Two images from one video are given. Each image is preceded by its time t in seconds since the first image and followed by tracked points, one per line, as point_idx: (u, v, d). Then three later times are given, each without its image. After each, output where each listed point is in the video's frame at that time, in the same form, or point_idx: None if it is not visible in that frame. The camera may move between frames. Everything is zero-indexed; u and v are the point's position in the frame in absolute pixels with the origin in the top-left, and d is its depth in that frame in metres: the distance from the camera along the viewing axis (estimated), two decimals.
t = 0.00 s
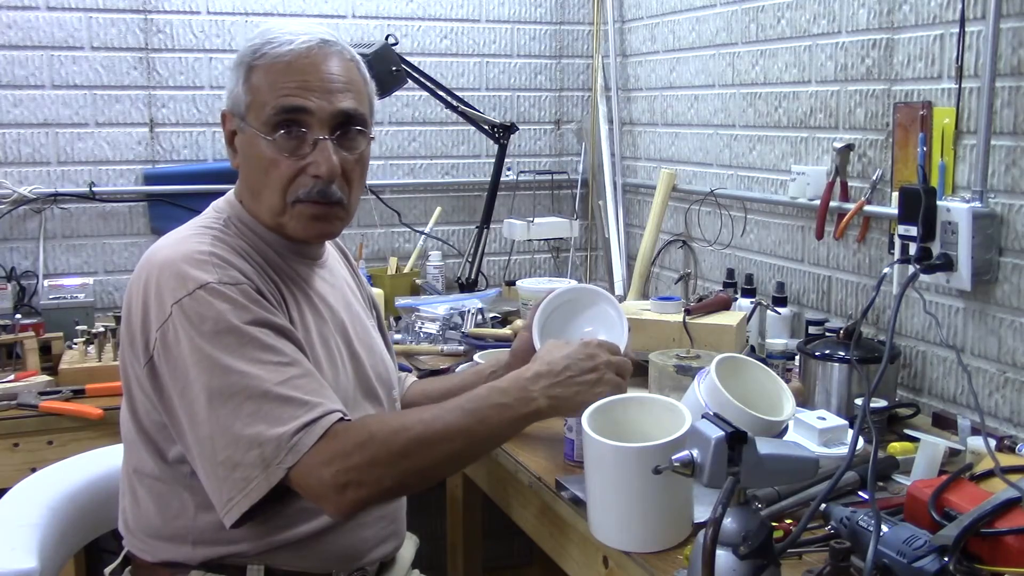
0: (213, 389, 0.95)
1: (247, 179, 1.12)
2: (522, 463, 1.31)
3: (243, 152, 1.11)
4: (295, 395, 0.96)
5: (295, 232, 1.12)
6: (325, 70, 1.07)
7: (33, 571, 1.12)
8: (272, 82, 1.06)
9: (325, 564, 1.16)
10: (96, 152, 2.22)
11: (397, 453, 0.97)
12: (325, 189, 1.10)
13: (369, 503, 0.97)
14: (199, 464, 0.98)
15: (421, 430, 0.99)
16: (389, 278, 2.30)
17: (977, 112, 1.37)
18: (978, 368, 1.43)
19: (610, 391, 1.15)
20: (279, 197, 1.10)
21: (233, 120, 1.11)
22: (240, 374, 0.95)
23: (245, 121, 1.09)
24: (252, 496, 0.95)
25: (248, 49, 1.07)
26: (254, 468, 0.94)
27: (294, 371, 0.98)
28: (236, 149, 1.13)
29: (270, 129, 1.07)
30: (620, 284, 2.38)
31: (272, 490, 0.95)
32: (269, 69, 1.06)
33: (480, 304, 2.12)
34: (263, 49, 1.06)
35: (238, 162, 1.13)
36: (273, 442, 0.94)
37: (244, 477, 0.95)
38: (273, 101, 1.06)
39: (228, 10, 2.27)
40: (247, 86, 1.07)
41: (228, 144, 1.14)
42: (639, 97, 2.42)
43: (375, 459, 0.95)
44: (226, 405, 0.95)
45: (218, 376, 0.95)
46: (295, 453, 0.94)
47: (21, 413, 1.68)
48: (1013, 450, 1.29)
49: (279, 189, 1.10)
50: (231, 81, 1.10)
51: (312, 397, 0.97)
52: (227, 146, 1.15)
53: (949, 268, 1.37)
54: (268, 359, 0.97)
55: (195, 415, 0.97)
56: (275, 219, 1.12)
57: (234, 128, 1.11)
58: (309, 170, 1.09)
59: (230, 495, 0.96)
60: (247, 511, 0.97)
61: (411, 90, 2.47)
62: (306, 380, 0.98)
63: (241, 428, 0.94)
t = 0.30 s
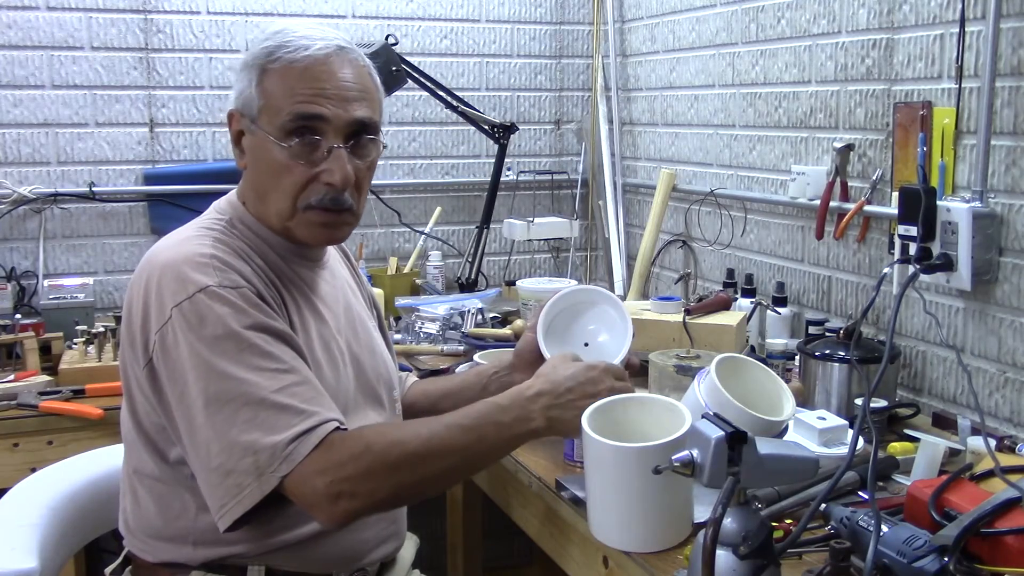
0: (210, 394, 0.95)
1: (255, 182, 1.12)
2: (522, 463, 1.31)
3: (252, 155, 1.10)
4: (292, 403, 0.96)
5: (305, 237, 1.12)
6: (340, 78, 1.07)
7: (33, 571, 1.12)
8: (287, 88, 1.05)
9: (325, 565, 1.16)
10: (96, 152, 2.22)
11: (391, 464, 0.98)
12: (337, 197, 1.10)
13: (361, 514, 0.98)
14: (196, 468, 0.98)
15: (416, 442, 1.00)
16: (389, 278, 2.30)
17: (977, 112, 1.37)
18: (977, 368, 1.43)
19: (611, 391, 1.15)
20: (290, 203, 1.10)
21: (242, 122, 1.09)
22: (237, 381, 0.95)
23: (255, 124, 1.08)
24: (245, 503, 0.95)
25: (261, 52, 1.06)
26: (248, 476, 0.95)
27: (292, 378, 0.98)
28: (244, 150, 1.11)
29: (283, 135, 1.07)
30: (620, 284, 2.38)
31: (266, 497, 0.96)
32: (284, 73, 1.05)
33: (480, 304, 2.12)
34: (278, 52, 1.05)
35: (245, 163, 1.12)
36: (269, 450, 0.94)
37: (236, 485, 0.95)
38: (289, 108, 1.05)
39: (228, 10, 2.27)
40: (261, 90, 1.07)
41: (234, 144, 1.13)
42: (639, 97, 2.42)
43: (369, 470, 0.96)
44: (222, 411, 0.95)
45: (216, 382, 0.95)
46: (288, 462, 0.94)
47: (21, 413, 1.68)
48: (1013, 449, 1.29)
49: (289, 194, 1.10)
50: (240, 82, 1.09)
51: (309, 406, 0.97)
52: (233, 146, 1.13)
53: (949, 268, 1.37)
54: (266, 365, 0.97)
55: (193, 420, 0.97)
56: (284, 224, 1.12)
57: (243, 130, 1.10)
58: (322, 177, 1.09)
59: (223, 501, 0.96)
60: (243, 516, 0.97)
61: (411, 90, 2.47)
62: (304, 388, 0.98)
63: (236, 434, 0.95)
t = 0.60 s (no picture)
0: (206, 397, 0.95)
1: (301, 197, 1.08)
2: (522, 463, 1.32)
3: (301, 173, 1.06)
4: (289, 406, 0.96)
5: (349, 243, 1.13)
6: (393, 95, 1.09)
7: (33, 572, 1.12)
8: (353, 109, 1.04)
9: (325, 565, 1.16)
10: (96, 152, 2.22)
11: (388, 466, 0.98)
12: (389, 209, 1.12)
13: (359, 517, 0.98)
14: (193, 470, 0.98)
15: (412, 444, 1.00)
16: (389, 278, 2.30)
17: (977, 112, 1.37)
18: (978, 368, 1.43)
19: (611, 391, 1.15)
20: (347, 217, 1.09)
21: (286, 136, 1.04)
22: (233, 383, 0.95)
23: (313, 142, 1.04)
24: (242, 505, 0.95)
25: (318, 70, 1.03)
26: (245, 478, 0.95)
27: (288, 380, 0.98)
28: (283, 166, 1.07)
29: (351, 155, 1.05)
30: (620, 284, 2.38)
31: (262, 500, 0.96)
32: (348, 94, 1.03)
33: (480, 304, 2.12)
34: (340, 71, 1.03)
35: (283, 177, 1.07)
36: (265, 452, 0.94)
37: (233, 487, 0.95)
38: (356, 129, 1.05)
39: (228, 10, 2.27)
40: (325, 110, 1.03)
41: (262, 156, 1.07)
42: (638, 97, 2.42)
43: (366, 472, 0.96)
44: (219, 414, 0.95)
45: (211, 384, 0.95)
46: (285, 464, 0.94)
47: (21, 413, 1.67)
48: (1013, 449, 1.29)
49: (344, 212, 1.09)
50: (281, 95, 1.03)
51: (306, 408, 0.97)
52: (260, 159, 1.07)
53: (949, 268, 1.37)
54: (262, 368, 0.97)
55: (190, 423, 0.97)
56: (335, 235, 1.11)
57: (287, 146, 1.05)
58: (382, 193, 1.10)
59: (219, 503, 0.96)
60: (241, 518, 0.97)
61: (411, 90, 2.47)
62: (299, 390, 0.98)
63: (233, 437, 0.95)
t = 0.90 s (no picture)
0: (208, 398, 0.95)
1: (320, 198, 1.09)
2: (522, 463, 1.32)
3: (320, 173, 1.07)
4: (290, 407, 0.96)
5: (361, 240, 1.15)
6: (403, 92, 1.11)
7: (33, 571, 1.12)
8: (372, 109, 1.06)
9: (325, 565, 1.16)
10: (96, 152, 2.22)
11: (389, 468, 0.99)
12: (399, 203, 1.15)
13: (360, 517, 0.99)
14: (194, 471, 0.98)
15: (412, 446, 1.01)
16: (389, 278, 2.30)
17: (977, 112, 1.37)
18: (978, 368, 1.43)
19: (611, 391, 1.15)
20: (364, 214, 1.11)
21: (307, 139, 1.04)
22: (236, 384, 0.95)
23: (335, 143, 1.05)
24: (243, 506, 0.96)
25: (338, 72, 1.03)
26: (246, 479, 0.95)
27: (290, 381, 0.98)
28: (301, 167, 1.07)
29: (371, 154, 1.07)
30: (620, 284, 2.38)
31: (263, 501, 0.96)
32: (367, 93, 1.05)
33: (480, 304, 2.12)
34: (358, 72, 1.04)
35: (302, 179, 1.07)
36: (267, 453, 0.94)
37: (235, 487, 0.95)
38: (375, 128, 1.06)
39: (228, 10, 2.27)
40: (347, 111, 1.04)
41: (281, 158, 1.06)
42: (638, 97, 2.42)
43: (367, 474, 0.97)
44: (221, 414, 0.95)
45: (214, 386, 0.95)
46: (286, 465, 0.95)
47: (21, 414, 1.67)
48: (1013, 449, 1.29)
49: (363, 208, 1.11)
50: (298, 98, 1.03)
51: (306, 409, 0.97)
52: (277, 162, 1.07)
53: (949, 268, 1.37)
54: (264, 369, 0.97)
55: (192, 423, 0.97)
56: (350, 233, 1.13)
57: (306, 147, 1.05)
58: (394, 186, 1.13)
59: (221, 504, 0.96)
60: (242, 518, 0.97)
61: (411, 90, 2.47)
62: (301, 391, 0.98)
63: (235, 438, 0.95)
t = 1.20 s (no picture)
0: (208, 397, 0.95)
1: (319, 196, 1.08)
2: (522, 463, 1.31)
3: (318, 170, 1.06)
4: (289, 407, 0.96)
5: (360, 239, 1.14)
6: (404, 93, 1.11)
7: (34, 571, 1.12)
8: (371, 108, 1.05)
9: (325, 564, 1.16)
10: (96, 152, 2.22)
11: (388, 469, 0.99)
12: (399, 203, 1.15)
13: (358, 518, 0.99)
14: (193, 470, 0.98)
15: (411, 447, 1.01)
16: (389, 278, 2.31)
17: (977, 112, 1.37)
18: (978, 368, 1.43)
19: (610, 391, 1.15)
20: (362, 214, 1.11)
21: (306, 136, 1.04)
22: (236, 384, 0.95)
23: (334, 142, 1.05)
24: (241, 506, 0.95)
25: (338, 70, 1.03)
26: (245, 479, 0.95)
27: (290, 381, 0.98)
28: (299, 164, 1.06)
29: (370, 153, 1.07)
30: (620, 284, 2.38)
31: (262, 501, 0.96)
32: (367, 92, 1.05)
33: (480, 304, 2.12)
34: (358, 70, 1.04)
35: (301, 176, 1.07)
36: (266, 453, 0.94)
37: (233, 487, 0.95)
38: (374, 128, 1.06)
39: (228, 10, 2.27)
40: (346, 109, 1.03)
41: (280, 155, 1.06)
42: (638, 97, 2.42)
43: (367, 475, 0.97)
44: (221, 414, 0.95)
45: (214, 385, 0.95)
46: (285, 465, 0.95)
47: (21, 413, 1.67)
48: (1013, 450, 1.29)
49: (361, 207, 1.10)
50: (297, 95, 1.03)
51: (306, 410, 0.97)
52: (276, 158, 1.06)
53: (949, 268, 1.37)
54: (265, 369, 0.97)
55: (192, 423, 0.97)
56: (348, 233, 1.12)
57: (304, 144, 1.05)
58: (394, 186, 1.12)
59: (219, 503, 0.96)
60: (241, 517, 0.97)
61: (411, 90, 2.47)
62: (301, 392, 0.98)
63: (234, 437, 0.95)
